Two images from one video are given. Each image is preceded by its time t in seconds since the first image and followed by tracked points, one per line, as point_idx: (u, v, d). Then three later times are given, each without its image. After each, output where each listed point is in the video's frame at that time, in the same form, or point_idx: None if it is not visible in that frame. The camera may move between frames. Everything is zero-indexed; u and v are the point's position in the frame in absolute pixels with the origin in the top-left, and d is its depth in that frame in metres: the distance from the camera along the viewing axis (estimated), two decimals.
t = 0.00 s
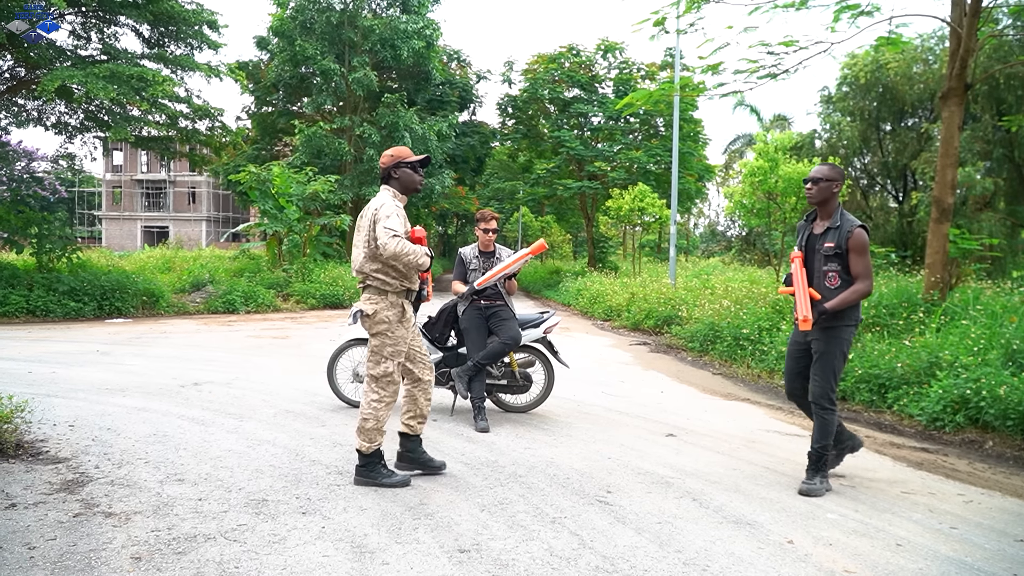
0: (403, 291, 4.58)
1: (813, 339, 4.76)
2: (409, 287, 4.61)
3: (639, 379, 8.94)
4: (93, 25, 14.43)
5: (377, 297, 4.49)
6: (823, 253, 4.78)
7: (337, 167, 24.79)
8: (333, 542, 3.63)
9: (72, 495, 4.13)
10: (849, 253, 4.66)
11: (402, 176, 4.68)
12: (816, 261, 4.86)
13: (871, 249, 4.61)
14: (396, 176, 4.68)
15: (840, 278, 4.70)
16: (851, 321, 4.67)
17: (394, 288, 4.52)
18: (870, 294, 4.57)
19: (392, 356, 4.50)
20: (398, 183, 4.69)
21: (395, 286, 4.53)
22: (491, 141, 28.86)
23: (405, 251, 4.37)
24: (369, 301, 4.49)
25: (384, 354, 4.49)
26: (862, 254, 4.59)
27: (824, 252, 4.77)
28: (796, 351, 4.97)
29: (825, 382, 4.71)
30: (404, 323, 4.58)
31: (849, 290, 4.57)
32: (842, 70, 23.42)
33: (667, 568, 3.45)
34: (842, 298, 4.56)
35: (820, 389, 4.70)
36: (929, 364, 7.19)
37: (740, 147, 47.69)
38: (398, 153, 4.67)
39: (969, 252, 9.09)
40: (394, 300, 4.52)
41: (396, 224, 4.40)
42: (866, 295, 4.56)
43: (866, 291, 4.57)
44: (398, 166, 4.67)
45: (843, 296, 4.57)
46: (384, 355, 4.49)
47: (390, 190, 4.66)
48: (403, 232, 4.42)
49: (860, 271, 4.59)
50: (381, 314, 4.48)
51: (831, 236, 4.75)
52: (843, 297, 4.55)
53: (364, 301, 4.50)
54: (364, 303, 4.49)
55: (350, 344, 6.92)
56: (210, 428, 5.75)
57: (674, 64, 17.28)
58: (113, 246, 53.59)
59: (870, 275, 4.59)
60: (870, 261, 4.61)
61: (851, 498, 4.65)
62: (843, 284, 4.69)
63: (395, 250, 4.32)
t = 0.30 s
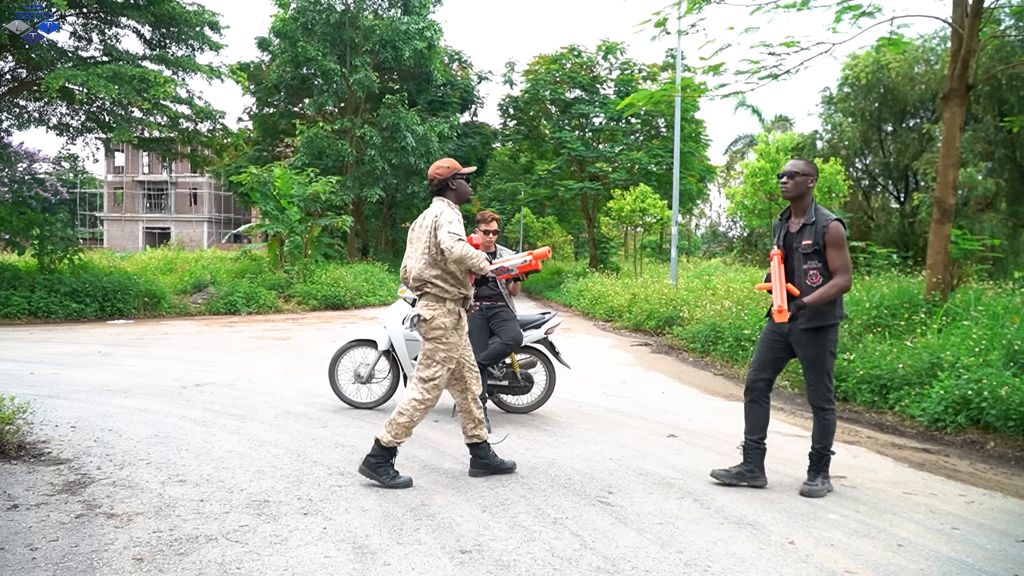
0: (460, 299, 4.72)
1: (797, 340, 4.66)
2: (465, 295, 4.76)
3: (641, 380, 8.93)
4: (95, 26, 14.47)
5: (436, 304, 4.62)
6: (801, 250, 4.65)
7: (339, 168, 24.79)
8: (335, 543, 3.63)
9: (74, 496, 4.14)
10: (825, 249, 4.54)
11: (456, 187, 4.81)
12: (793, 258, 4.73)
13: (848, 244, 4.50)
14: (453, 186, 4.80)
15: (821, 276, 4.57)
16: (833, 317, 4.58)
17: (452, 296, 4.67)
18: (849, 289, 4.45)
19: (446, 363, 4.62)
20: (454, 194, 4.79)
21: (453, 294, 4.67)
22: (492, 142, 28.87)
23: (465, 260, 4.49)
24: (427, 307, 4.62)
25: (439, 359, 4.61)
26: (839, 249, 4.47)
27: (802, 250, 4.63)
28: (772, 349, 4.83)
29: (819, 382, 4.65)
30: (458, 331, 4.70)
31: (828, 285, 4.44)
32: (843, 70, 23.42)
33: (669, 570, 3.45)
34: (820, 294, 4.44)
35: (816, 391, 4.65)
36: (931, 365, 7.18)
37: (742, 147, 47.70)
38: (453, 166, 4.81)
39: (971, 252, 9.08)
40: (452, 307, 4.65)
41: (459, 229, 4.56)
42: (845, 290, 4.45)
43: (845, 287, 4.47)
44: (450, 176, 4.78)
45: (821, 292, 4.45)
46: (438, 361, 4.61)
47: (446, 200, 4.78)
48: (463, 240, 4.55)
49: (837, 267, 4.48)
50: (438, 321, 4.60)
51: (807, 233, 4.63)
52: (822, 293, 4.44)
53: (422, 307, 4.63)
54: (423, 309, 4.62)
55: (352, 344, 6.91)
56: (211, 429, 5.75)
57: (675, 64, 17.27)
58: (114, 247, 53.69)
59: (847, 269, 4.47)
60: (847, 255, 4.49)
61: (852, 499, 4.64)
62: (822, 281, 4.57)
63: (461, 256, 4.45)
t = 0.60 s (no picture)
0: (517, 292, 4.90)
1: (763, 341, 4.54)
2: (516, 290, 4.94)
3: (643, 381, 8.93)
4: (96, 29, 14.49)
5: (495, 300, 4.82)
6: (766, 250, 4.58)
7: (340, 169, 24.80)
8: (337, 544, 3.64)
9: (76, 498, 4.14)
10: (792, 248, 4.49)
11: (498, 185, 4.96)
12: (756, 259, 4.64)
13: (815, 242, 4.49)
14: (501, 185, 4.95)
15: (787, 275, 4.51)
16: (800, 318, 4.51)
17: (508, 291, 4.85)
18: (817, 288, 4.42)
19: (522, 352, 4.85)
20: (501, 193, 4.94)
21: (508, 288, 4.86)
22: (494, 143, 28.86)
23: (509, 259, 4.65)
24: (484, 305, 4.81)
25: (511, 351, 4.83)
26: (806, 247, 4.45)
27: (768, 249, 4.55)
28: (733, 352, 4.69)
29: (789, 385, 4.56)
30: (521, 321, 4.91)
31: (798, 283, 4.39)
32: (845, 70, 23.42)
33: (670, 570, 3.44)
34: (792, 293, 4.37)
35: (789, 394, 4.56)
36: (933, 365, 7.17)
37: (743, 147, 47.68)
38: (496, 163, 4.96)
39: (973, 252, 9.07)
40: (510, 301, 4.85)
41: (501, 232, 4.70)
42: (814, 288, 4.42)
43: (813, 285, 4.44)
44: (491, 176, 4.93)
45: (793, 290, 4.39)
46: (512, 353, 4.83)
47: (492, 199, 4.95)
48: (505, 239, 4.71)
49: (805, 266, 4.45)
50: (501, 316, 4.81)
51: (773, 232, 4.56)
52: (794, 291, 4.38)
53: (478, 306, 4.82)
54: (481, 307, 4.81)
55: (353, 346, 6.91)
56: (213, 430, 5.75)
57: (676, 64, 17.27)
58: (116, 248, 53.79)
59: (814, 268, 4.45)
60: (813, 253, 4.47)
61: (854, 499, 4.63)
62: (789, 280, 4.51)
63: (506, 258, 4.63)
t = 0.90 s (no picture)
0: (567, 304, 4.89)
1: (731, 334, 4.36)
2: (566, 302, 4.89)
3: (644, 383, 8.93)
4: (98, 30, 14.53)
5: (549, 310, 4.75)
6: (735, 242, 4.45)
7: (341, 171, 24.80)
8: (338, 545, 3.63)
9: (77, 499, 4.14)
10: (763, 240, 4.40)
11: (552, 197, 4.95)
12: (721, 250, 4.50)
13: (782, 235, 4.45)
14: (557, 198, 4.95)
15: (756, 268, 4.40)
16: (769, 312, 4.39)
17: (562, 303, 4.82)
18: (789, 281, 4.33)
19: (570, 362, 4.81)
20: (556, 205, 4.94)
21: (562, 299, 4.83)
22: (495, 145, 28.88)
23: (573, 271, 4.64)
24: (539, 313, 4.73)
25: (559, 361, 4.78)
26: (777, 240, 4.38)
27: (737, 241, 4.43)
28: (709, 351, 4.59)
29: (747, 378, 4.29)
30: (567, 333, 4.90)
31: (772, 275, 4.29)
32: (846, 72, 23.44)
33: (672, 573, 3.44)
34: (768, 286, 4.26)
35: (745, 386, 4.26)
36: (935, 367, 7.17)
37: (744, 149, 47.73)
38: (554, 175, 4.95)
39: (975, 253, 9.05)
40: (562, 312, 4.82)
41: (562, 248, 4.70)
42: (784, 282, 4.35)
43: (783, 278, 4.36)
44: (549, 187, 4.92)
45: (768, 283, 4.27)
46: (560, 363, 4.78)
47: (548, 212, 4.92)
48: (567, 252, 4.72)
49: (776, 258, 4.37)
50: (555, 326, 4.76)
51: (742, 223, 4.44)
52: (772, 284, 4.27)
53: (533, 314, 4.74)
54: (535, 315, 4.73)
55: (355, 347, 6.91)
56: (214, 432, 5.75)
57: (679, 65, 17.26)
58: (118, 249, 53.88)
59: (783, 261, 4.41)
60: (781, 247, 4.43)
61: (856, 501, 4.62)
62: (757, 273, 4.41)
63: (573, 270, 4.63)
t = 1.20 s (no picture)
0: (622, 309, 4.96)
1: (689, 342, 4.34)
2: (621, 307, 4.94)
3: (645, 385, 8.93)
4: (100, 33, 14.57)
5: (608, 313, 4.80)
6: (700, 247, 4.43)
7: (342, 173, 24.82)
8: (339, 547, 3.63)
9: (78, 501, 4.14)
10: (730, 246, 4.37)
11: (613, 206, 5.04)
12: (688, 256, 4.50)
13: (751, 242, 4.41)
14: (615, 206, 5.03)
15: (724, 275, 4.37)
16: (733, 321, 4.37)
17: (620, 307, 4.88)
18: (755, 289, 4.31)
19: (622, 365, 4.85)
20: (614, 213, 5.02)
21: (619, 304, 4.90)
22: (497, 147, 28.92)
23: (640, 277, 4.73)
24: (598, 314, 4.77)
25: (613, 363, 4.81)
26: (745, 246, 4.34)
27: (703, 247, 4.40)
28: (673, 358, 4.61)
29: (694, 385, 4.28)
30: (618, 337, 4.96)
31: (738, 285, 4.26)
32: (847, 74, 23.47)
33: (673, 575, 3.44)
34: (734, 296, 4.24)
35: (689, 393, 4.27)
36: (936, 369, 7.16)
37: (745, 151, 47.79)
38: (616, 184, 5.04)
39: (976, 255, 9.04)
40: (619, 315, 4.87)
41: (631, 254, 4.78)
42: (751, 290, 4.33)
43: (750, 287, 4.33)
44: (607, 193, 4.99)
45: (733, 292, 4.26)
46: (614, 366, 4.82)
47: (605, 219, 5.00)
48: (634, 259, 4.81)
49: (746, 265, 4.34)
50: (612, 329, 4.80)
51: (708, 228, 4.41)
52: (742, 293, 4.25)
53: (591, 315, 4.77)
54: (594, 316, 4.76)
55: (356, 350, 6.91)
56: (216, 434, 5.76)
57: (680, 68, 17.29)
58: (120, 252, 53.95)
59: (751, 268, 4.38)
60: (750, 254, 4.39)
61: (857, 503, 4.63)
62: (723, 280, 4.39)
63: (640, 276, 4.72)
